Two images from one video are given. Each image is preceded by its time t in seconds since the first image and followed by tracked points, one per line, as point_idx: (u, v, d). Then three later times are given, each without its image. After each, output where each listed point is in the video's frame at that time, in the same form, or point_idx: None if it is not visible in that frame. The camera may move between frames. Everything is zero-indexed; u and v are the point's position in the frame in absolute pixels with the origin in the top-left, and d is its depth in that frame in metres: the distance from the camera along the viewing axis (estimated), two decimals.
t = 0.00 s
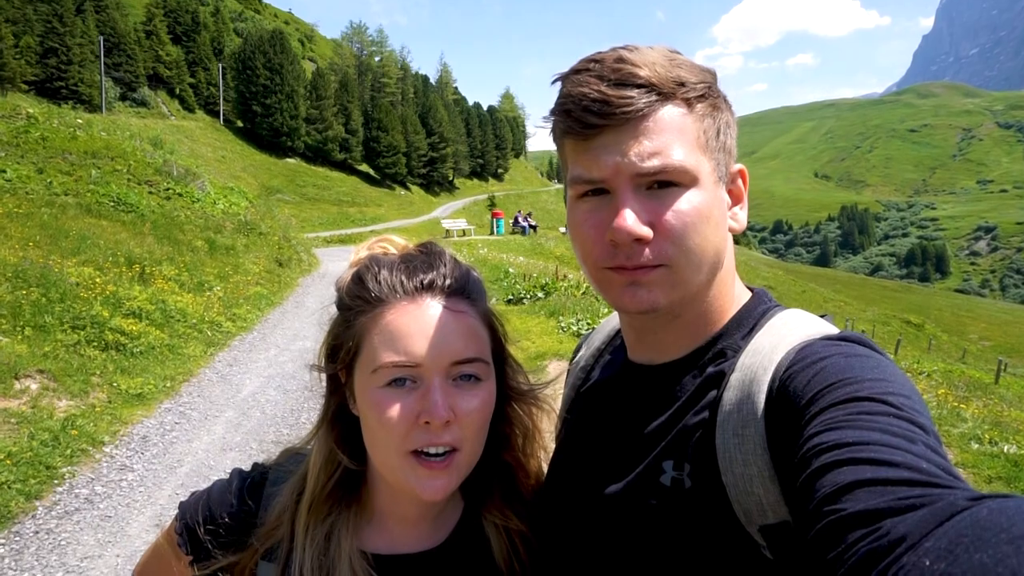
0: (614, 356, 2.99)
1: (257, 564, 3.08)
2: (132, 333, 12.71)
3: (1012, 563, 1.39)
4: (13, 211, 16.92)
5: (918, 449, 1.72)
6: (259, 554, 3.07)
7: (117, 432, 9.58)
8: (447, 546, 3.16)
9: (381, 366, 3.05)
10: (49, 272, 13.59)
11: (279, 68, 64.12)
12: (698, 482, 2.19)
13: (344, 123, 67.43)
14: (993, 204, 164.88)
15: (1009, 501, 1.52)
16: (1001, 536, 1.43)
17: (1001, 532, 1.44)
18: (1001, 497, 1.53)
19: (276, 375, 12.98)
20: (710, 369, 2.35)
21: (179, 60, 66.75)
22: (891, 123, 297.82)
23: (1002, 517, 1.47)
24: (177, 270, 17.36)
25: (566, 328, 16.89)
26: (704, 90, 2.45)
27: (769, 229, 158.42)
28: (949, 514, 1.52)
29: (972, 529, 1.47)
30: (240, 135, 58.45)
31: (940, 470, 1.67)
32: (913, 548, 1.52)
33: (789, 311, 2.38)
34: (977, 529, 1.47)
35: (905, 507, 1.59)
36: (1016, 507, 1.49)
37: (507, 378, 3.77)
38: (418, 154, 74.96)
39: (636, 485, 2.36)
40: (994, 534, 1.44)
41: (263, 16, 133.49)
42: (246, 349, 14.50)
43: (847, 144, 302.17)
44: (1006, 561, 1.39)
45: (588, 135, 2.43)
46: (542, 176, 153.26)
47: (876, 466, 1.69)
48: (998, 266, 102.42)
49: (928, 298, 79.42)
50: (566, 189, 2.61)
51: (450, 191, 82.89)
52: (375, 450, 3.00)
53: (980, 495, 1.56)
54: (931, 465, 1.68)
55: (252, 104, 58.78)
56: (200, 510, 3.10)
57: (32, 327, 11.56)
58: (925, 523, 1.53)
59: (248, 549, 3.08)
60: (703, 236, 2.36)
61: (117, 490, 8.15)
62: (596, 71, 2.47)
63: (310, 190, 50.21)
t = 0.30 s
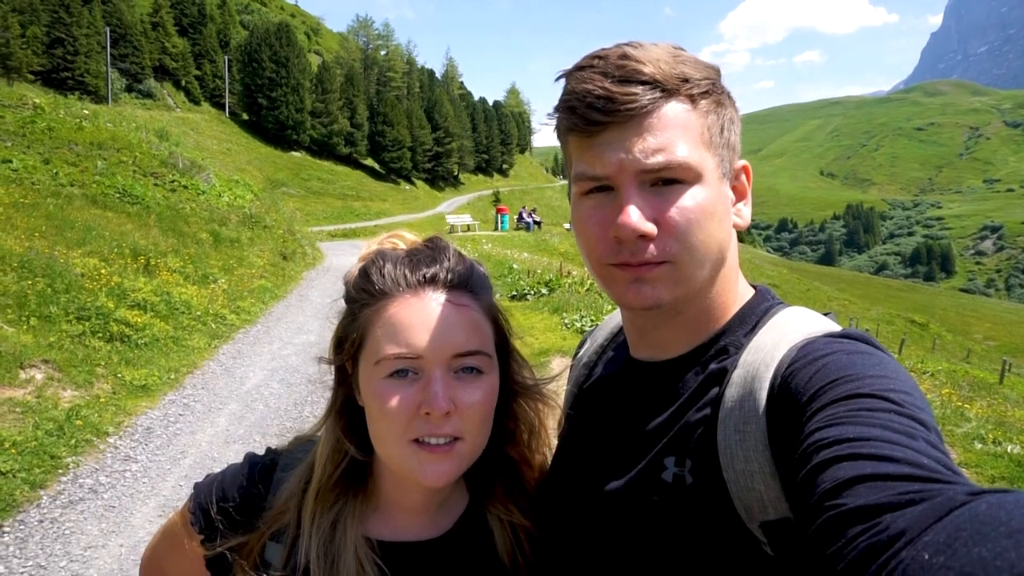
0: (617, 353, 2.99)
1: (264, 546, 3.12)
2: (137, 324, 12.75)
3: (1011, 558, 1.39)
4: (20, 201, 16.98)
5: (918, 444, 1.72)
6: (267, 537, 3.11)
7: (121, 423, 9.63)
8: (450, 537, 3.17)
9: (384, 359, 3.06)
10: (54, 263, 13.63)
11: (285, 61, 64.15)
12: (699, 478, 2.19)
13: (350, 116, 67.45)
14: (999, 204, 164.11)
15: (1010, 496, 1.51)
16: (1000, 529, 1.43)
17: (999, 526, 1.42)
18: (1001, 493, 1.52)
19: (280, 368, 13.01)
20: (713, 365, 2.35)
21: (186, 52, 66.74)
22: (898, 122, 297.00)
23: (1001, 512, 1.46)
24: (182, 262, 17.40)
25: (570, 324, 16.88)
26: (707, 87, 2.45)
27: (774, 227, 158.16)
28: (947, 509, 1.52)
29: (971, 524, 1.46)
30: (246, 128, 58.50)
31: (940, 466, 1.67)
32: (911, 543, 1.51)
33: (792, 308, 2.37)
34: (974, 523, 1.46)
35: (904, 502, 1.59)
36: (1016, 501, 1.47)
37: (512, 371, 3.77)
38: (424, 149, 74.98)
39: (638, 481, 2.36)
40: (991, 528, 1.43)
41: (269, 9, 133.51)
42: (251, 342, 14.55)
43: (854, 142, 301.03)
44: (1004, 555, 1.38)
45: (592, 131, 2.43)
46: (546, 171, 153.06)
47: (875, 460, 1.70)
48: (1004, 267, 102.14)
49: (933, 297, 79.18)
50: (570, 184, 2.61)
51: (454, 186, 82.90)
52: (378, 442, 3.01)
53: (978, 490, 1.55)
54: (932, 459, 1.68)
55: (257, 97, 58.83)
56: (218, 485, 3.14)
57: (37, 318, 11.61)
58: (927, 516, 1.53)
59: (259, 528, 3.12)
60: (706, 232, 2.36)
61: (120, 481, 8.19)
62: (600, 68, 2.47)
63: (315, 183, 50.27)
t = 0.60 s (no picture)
0: (618, 352, 3.00)
1: (267, 537, 3.11)
2: (134, 324, 12.73)
3: (1014, 558, 1.40)
4: (15, 201, 16.92)
5: (922, 445, 1.73)
6: (270, 526, 3.11)
7: (119, 423, 9.62)
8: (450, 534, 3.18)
9: (384, 358, 3.07)
10: (51, 262, 13.60)
11: (281, 59, 63.99)
12: (700, 477, 2.20)
13: (346, 115, 67.33)
14: (994, 200, 164.73)
15: (1013, 497, 1.53)
16: (1003, 530, 1.44)
17: (1002, 526, 1.45)
18: (1005, 494, 1.53)
19: (278, 367, 13.00)
20: (714, 365, 2.36)
21: (181, 50, 66.49)
22: (894, 118, 297.79)
23: (1005, 512, 1.47)
24: (178, 261, 17.36)
25: (567, 322, 16.88)
26: (709, 86, 2.45)
27: (770, 224, 158.39)
28: (951, 510, 1.53)
29: (975, 524, 1.48)
30: (242, 126, 58.35)
31: (945, 466, 1.68)
32: (916, 543, 1.53)
33: (794, 307, 2.38)
34: (978, 524, 1.48)
35: (907, 501, 1.60)
36: (1021, 502, 1.49)
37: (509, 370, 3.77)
38: (420, 147, 74.88)
39: (639, 478, 2.37)
40: (996, 528, 1.45)
41: (265, 6, 133.04)
42: (248, 341, 14.53)
43: (850, 139, 301.38)
44: (1008, 556, 1.40)
45: (591, 132, 2.44)
46: (543, 168, 153.00)
47: (878, 460, 1.71)
48: (999, 263, 102.48)
49: (929, 293, 79.40)
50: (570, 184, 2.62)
51: (451, 184, 82.87)
52: (379, 436, 3.02)
53: (983, 491, 1.56)
54: (935, 459, 1.69)
55: (253, 96, 58.67)
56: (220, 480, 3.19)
57: (34, 317, 11.59)
58: (930, 516, 1.55)
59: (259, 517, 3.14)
60: (707, 234, 2.36)
61: (118, 480, 8.19)
62: (601, 67, 2.47)
63: (311, 181, 50.19)
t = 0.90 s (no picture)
0: (616, 352, 2.99)
1: (266, 527, 3.01)
2: (125, 325, 12.65)
3: (1012, 561, 1.40)
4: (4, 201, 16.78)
5: (920, 448, 1.73)
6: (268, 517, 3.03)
7: (110, 425, 9.54)
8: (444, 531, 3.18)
9: (383, 357, 3.05)
10: (41, 263, 13.50)
11: (272, 60, 63.80)
12: (698, 479, 2.20)
13: (338, 115, 67.18)
14: (983, 200, 166.02)
15: (1011, 499, 1.53)
16: (1003, 532, 1.45)
17: (1001, 528, 1.46)
18: (1004, 497, 1.53)
19: (270, 368, 12.95)
20: (713, 366, 2.36)
21: (171, 50, 66.12)
22: (884, 119, 300.04)
23: (1002, 515, 1.48)
24: (169, 262, 17.26)
25: (560, 323, 16.89)
26: (709, 89, 2.45)
27: (761, 224, 159.21)
28: (948, 512, 1.54)
29: (974, 526, 1.48)
30: (233, 127, 58.12)
31: (944, 468, 1.68)
32: (913, 546, 1.53)
33: (792, 310, 2.39)
34: (978, 526, 1.48)
35: (905, 503, 1.60)
36: (1018, 507, 1.49)
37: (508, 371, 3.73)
38: (412, 147, 74.81)
39: (638, 479, 2.37)
40: (994, 532, 1.45)
41: (256, 7, 132.58)
42: (240, 342, 14.47)
43: (841, 139, 303.04)
44: (1006, 559, 1.41)
45: (591, 134, 2.43)
46: (535, 169, 153.14)
47: (875, 461, 1.71)
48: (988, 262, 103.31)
49: (919, 293, 79.93)
50: (569, 185, 2.61)
51: (443, 186, 82.92)
52: (375, 434, 3.01)
53: (983, 494, 1.56)
54: (935, 462, 1.69)
55: (244, 96, 58.43)
56: (213, 482, 3.10)
57: (24, 320, 11.50)
58: (925, 520, 1.55)
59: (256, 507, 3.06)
60: (705, 236, 2.36)
61: (110, 483, 8.13)
62: (600, 69, 2.47)
63: (302, 182, 50.05)
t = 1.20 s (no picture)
0: (610, 355, 3.00)
1: (262, 542, 3.02)
2: (117, 331, 12.57)
3: (1005, 559, 1.41)
4: None
5: (914, 448, 1.74)
6: (266, 532, 3.05)
7: (103, 432, 9.49)
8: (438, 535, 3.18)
9: (378, 362, 3.05)
10: (30, 270, 13.40)
11: (261, 62, 63.51)
12: (693, 479, 2.21)
13: (327, 117, 66.92)
14: (971, 191, 167.18)
15: (1005, 498, 1.53)
16: (996, 530, 1.45)
17: (996, 527, 1.45)
18: (996, 495, 1.54)
19: (265, 372, 12.91)
20: (707, 367, 2.37)
21: (158, 53, 65.63)
22: (872, 112, 301.52)
23: (996, 512, 1.48)
24: (160, 267, 17.17)
25: (554, 321, 16.89)
26: (707, 90, 2.45)
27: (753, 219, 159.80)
28: (941, 510, 1.54)
29: (969, 524, 1.48)
30: (222, 130, 57.80)
31: (936, 468, 1.70)
32: (906, 545, 1.54)
33: (786, 311, 2.40)
34: (970, 524, 1.48)
35: (898, 503, 1.61)
36: (1011, 503, 1.49)
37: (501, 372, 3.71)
38: (403, 147, 74.61)
39: (635, 481, 2.37)
40: (987, 529, 1.46)
41: (243, 9, 131.82)
42: (233, 347, 14.42)
43: (830, 133, 304.41)
44: (1001, 556, 1.41)
45: (589, 133, 2.43)
46: (526, 167, 153.05)
47: (870, 459, 1.72)
48: (979, 254, 104.06)
49: (910, 285, 80.38)
50: (565, 185, 2.61)
51: (434, 186, 82.75)
52: (369, 440, 3.00)
53: (975, 493, 1.57)
54: (926, 461, 1.71)
55: (233, 98, 58.13)
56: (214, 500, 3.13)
57: (14, 327, 11.40)
58: (920, 519, 1.55)
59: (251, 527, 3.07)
60: (702, 236, 2.36)
61: (104, 491, 8.08)
62: (600, 67, 2.47)
63: (293, 184, 49.87)
